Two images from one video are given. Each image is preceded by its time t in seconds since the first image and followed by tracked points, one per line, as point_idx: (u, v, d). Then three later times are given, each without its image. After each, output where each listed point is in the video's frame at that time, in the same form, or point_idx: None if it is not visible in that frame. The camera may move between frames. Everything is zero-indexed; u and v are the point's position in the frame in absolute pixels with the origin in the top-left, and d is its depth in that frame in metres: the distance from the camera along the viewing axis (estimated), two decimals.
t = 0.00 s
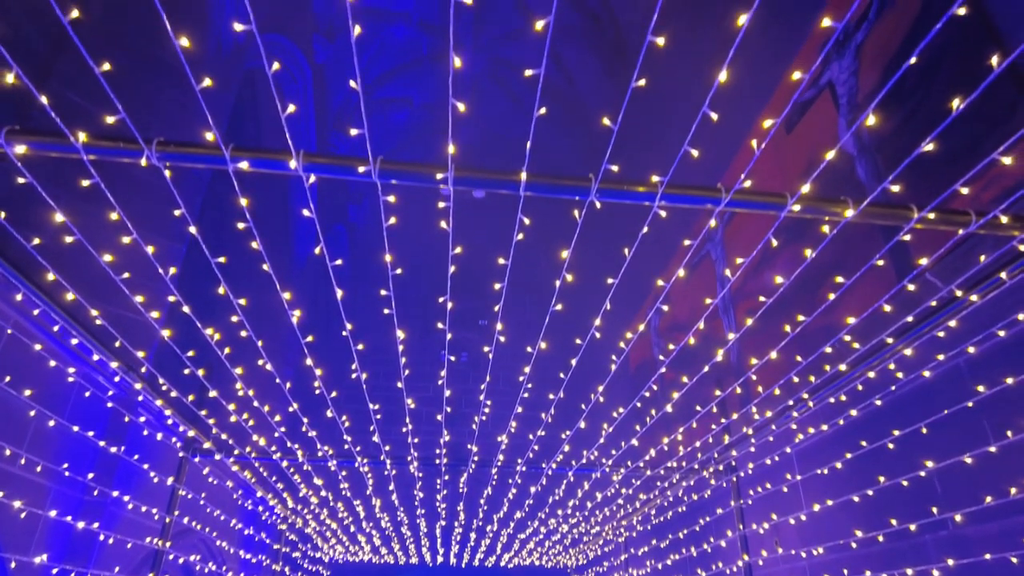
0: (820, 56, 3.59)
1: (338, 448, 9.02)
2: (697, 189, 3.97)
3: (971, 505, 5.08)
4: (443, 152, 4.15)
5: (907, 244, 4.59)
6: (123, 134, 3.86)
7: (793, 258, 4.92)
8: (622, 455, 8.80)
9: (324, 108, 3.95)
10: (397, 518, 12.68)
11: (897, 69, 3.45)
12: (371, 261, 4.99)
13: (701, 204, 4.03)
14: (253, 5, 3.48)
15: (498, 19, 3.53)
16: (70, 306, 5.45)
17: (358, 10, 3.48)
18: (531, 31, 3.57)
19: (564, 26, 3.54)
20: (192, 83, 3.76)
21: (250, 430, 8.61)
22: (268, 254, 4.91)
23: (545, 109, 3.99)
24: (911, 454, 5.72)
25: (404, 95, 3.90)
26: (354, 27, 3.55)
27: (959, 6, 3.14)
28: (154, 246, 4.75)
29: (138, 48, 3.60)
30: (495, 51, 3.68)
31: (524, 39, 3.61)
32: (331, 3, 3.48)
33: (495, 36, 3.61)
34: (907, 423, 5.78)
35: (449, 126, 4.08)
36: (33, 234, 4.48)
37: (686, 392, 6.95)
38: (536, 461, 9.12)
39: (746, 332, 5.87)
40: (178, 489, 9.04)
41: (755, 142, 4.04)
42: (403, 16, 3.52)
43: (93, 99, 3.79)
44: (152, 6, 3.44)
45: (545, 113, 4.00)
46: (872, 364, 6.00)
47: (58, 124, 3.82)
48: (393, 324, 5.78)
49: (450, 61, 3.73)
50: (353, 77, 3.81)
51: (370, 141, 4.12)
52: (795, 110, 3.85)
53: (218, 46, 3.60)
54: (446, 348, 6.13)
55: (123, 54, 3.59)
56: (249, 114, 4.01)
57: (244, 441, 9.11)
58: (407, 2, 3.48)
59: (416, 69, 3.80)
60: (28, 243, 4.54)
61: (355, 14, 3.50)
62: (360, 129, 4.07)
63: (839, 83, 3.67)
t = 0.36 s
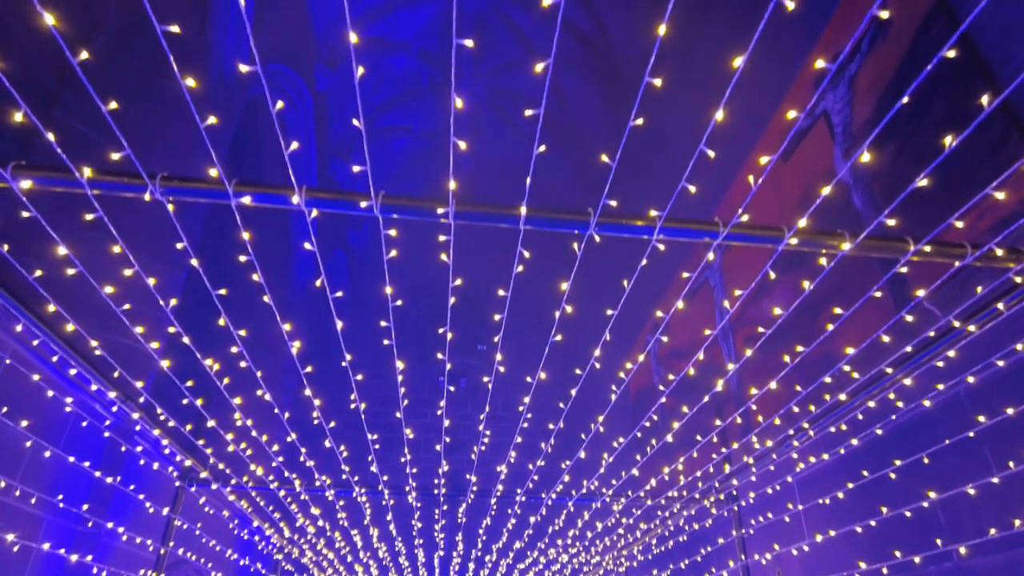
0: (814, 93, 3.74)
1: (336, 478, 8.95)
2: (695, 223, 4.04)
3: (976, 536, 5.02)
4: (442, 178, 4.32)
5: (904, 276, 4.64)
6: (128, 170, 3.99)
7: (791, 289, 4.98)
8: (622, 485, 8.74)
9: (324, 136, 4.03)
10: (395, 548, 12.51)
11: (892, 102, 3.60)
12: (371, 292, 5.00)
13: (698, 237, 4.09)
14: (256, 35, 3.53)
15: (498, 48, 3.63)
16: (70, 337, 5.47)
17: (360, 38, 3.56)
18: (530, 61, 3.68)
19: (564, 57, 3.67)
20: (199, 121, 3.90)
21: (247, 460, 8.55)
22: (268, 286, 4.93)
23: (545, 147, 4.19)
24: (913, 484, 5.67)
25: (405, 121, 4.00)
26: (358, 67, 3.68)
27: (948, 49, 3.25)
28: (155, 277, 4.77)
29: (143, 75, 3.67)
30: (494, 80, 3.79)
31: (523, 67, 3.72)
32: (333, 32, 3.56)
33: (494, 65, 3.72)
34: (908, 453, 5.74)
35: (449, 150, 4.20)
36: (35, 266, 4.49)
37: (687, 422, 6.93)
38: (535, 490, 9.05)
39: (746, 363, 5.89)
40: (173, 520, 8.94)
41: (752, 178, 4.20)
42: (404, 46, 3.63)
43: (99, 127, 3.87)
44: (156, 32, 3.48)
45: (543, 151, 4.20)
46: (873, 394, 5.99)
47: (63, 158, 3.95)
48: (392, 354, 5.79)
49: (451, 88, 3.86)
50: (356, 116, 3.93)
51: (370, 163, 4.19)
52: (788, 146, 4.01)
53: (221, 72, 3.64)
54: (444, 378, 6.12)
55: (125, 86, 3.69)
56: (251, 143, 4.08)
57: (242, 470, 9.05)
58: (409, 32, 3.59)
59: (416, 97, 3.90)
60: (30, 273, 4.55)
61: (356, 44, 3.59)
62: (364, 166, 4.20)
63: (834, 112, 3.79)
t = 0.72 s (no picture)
0: (813, 122, 3.86)
1: (334, 504, 8.88)
2: (694, 250, 4.07)
3: (984, 566, 4.92)
4: (442, 202, 4.45)
5: (904, 304, 4.66)
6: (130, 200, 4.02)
7: (791, 315, 5.02)
8: (623, 511, 8.67)
9: (325, 162, 4.18)
10: None
11: (892, 126, 3.68)
12: (370, 318, 5.07)
13: (697, 264, 4.11)
14: (258, 59, 3.61)
15: (498, 74, 3.76)
16: (67, 363, 5.39)
17: (358, 64, 3.64)
18: (531, 88, 3.84)
19: (564, 86, 3.83)
20: (199, 151, 3.97)
21: (245, 486, 8.47)
22: (268, 312, 4.95)
23: (545, 176, 4.38)
24: (917, 512, 5.56)
25: (406, 143, 4.13)
26: (359, 100, 3.83)
27: (942, 82, 3.46)
28: (155, 304, 4.77)
29: (145, 99, 3.70)
30: (494, 104, 3.92)
31: (525, 92, 3.85)
32: (334, 60, 3.65)
33: (495, 90, 3.85)
34: (912, 478, 5.61)
35: (449, 177, 4.36)
36: (35, 292, 4.48)
37: (688, 448, 6.88)
38: (535, 516, 8.98)
39: (747, 390, 5.89)
40: (169, 546, 8.82)
41: (750, 208, 4.30)
42: (404, 70, 3.72)
43: (99, 151, 3.87)
44: (156, 57, 3.53)
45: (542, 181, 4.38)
46: (874, 420, 5.87)
47: (66, 188, 3.98)
48: (392, 381, 5.77)
49: (452, 111, 3.97)
50: (358, 148, 4.11)
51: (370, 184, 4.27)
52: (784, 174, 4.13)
53: (224, 94, 3.71)
54: (443, 405, 6.08)
55: (128, 111, 3.73)
56: (251, 171, 4.18)
57: (239, 496, 8.99)
58: (410, 58, 3.69)
59: (417, 120, 4.01)
60: (30, 300, 4.54)
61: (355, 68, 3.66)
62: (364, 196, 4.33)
63: (830, 137, 3.88)
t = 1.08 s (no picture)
0: (807, 154, 4.11)
1: (330, 535, 8.75)
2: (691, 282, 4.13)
3: None
4: (440, 227, 4.72)
5: (902, 334, 4.65)
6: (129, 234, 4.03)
7: (790, 344, 5.15)
8: (624, 542, 8.54)
9: (325, 191, 4.44)
10: None
11: (880, 156, 3.84)
12: (367, 352, 5.20)
13: (694, 297, 4.12)
14: (258, 97, 3.89)
15: (497, 102, 4.14)
16: (64, 396, 5.04)
17: (357, 93, 4.01)
18: (530, 116, 4.20)
19: (563, 112, 4.18)
20: (199, 185, 4.09)
21: (241, 517, 8.35)
22: (266, 341, 4.98)
23: (541, 210, 4.63)
24: (920, 544, 5.34)
25: (405, 171, 4.45)
26: (359, 137, 4.21)
27: (933, 119, 3.57)
28: (153, 335, 4.73)
29: (148, 128, 3.81)
30: (492, 131, 4.25)
31: (523, 118, 4.21)
32: (335, 88, 4.02)
33: (495, 119, 4.20)
34: (914, 510, 5.38)
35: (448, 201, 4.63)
36: (33, 323, 4.26)
37: (688, 479, 6.79)
38: (535, 548, 8.85)
39: (746, 420, 5.87)
40: None
41: (747, 240, 4.43)
42: (404, 100, 4.12)
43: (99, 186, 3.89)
44: (156, 93, 3.68)
45: (541, 214, 4.63)
46: (874, 450, 5.54)
47: (64, 221, 3.92)
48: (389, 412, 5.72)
49: (449, 139, 4.33)
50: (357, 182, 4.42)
51: (367, 213, 4.54)
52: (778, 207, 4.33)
53: (224, 125, 3.92)
54: (441, 436, 6.02)
55: (128, 142, 3.80)
56: (251, 206, 4.40)
57: (235, 528, 8.86)
58: (409, 87, 4.09)
59: (417, 148, 4.36)
60: (27, 332, 4.29)
61: (355, 98, 4.02)
62: (363, 230, 4.60)
63: (827, 165, 4.09)
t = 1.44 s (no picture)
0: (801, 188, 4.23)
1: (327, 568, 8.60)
2: (687, 313, 4.12)
3: None
4: (439, 253, 4.62)
5: (900, 363, 4.72)
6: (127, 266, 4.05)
7: (788, 375, 5.20)
8: None
9: (324, 218, 4.40)
10: None
11: (877, 182, 3.95)
12: (362, 384, 5.15)
13: (692, 327, 4.12)
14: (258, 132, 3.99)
15: (496, 132, 4.18)
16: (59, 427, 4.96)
17: (357, 121, 4.05)
18: (528, 144, 4.22)
19: (561, 140, 4.22)
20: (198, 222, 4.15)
21: (235, 550, 8.20)
22: (262, 371, 4.95)
23: (538, 243, 4.65)
24: None
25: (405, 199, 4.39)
26: (358, 174, 4.24)
27: (923, 153, 3.70)
28: (150, 366, 4.68)
29: (149, 159, 3.90)
30: (492, 159, 4.27)
31: (521, 146, 4.23)
32: (335, 115, 4.06)
33: (494, 147, 4.23)
34: (917, 540, 5.24)
35: (445, 228, 4.57)
36: (30, 354, 4.26)
37: (687, 510, 6.66)
38: None
39: (747, 449, 5.86)
40: None
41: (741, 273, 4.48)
42: (405, 127, 4.14)
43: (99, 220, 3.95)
44: (156, 125, 3.80)
45: (537, 247, 4.64)
46: (875, 480, 5.41)
47: (63, 254, 3.94)
48: (386, 443, 5.68)
49: (448, 167, 4.32)
50: (354, 216, 4.41)
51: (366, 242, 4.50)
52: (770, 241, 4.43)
53: (226, 151, 3.97)
54: (438, 466, 5.91)
55: (129, 177, 3.90)
56: (250, 236, 4.40)
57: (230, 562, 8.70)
58: (410, 115, 4.12)
59: (416, 174, 4.33)
60: (23, 363, 4.27)
61: (354, 126, 4.06)
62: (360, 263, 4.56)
63: (822, 192, 4.20)
